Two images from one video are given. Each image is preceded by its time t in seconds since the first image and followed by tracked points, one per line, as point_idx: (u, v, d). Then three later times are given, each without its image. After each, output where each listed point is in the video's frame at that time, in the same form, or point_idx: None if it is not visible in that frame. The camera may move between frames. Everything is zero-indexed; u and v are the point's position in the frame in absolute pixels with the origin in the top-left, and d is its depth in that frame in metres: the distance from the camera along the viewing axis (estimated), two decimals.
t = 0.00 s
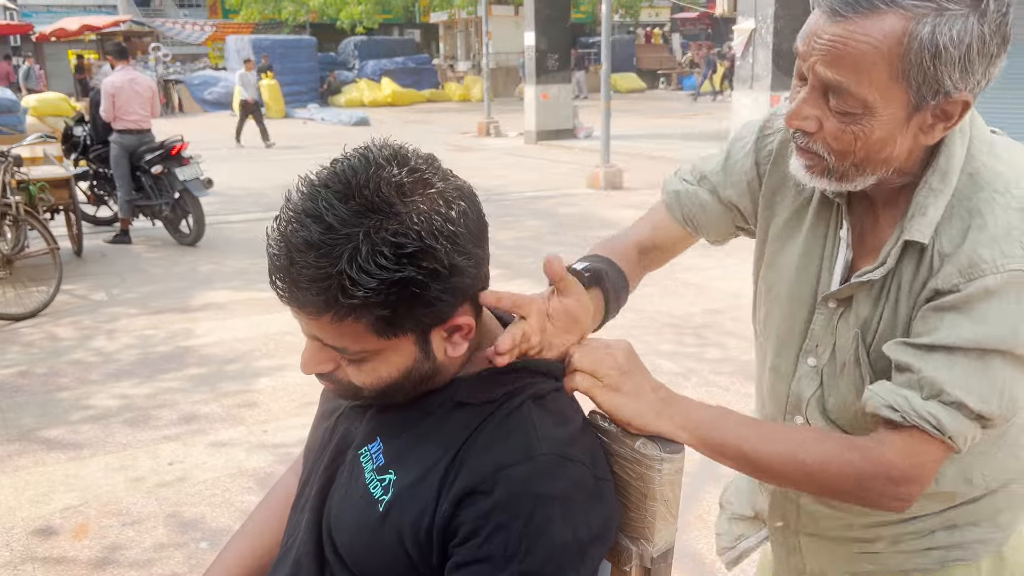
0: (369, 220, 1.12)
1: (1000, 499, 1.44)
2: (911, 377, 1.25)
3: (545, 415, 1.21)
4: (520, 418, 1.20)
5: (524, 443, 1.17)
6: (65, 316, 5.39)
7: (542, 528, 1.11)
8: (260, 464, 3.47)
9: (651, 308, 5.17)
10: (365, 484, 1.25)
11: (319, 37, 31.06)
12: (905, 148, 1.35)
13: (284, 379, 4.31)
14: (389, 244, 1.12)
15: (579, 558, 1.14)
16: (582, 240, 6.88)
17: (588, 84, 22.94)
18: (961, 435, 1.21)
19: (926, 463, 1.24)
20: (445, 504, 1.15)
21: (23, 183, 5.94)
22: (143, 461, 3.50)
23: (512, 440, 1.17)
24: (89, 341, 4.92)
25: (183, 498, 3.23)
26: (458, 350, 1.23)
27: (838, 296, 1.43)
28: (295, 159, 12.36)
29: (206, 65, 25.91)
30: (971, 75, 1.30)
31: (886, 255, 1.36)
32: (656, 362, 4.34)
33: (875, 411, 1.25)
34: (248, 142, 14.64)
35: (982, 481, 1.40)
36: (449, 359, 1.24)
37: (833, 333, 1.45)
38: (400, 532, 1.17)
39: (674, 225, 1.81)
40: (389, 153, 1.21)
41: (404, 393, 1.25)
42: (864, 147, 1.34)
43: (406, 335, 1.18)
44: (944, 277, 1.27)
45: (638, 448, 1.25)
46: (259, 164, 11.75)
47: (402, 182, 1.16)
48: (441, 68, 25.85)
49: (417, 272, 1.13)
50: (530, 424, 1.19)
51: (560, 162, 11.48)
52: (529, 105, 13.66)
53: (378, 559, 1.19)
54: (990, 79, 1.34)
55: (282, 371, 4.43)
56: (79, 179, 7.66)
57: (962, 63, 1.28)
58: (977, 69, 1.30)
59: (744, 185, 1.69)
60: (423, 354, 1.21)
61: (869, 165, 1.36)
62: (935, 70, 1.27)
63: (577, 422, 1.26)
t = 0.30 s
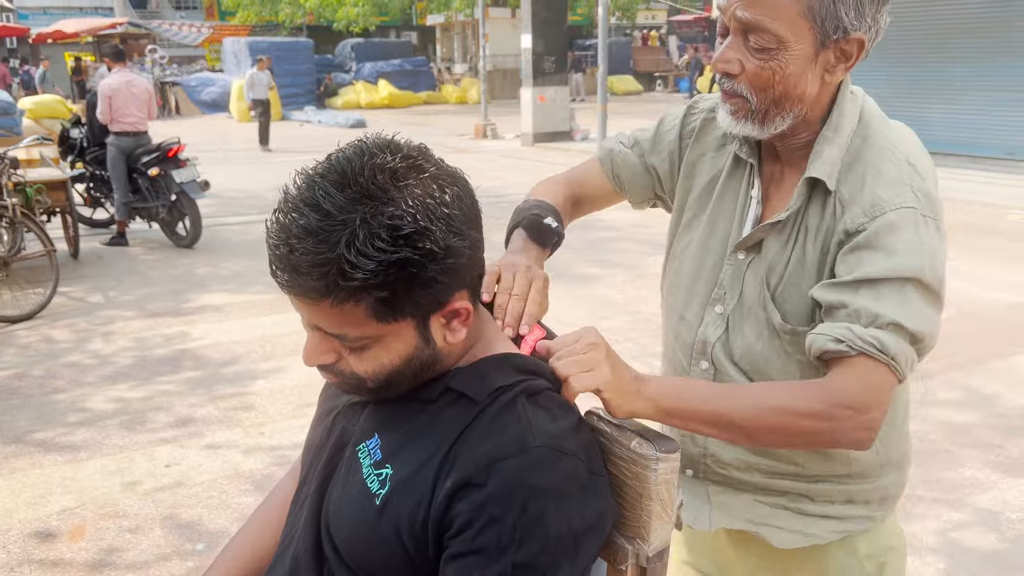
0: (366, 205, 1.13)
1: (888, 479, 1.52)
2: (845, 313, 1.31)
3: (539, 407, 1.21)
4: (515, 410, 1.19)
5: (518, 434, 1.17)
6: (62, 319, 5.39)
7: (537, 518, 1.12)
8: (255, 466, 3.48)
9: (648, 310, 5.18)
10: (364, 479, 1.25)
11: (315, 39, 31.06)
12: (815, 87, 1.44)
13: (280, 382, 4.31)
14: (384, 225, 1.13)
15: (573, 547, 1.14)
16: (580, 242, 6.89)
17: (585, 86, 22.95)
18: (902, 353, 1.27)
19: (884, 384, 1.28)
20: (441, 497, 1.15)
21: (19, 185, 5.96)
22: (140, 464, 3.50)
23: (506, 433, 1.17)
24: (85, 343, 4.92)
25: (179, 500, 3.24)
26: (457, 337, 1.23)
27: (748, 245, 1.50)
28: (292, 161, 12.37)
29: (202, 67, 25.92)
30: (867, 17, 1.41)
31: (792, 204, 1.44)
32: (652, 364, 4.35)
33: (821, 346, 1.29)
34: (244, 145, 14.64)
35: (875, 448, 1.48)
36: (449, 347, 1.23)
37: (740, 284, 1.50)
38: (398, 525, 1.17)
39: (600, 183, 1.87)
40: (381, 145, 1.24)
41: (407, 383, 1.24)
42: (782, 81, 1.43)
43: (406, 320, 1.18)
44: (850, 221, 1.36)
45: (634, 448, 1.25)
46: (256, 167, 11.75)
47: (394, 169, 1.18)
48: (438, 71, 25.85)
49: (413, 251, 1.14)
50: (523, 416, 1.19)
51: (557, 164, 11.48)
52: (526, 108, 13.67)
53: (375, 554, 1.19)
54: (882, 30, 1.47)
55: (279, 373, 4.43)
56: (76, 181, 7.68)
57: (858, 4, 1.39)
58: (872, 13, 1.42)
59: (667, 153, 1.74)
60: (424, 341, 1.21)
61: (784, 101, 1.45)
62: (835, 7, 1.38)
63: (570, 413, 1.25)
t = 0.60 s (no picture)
0: (354, 185, 1.13)
1: (782, 427, 1.58)
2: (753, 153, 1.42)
3: (537, 404, 1.21)
4: (512, 404, 1.20)
5: (515, 427, 1.17)
6: (60, 321, 5.39)
7: (534, 513, 1.11)
8: (253, 469, 3.48)
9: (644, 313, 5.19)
10: (362, 477, 1.24)
11: (314, 41, 31.07)
12: (702, 79, 1.52)
13: (278, 385, 4.32)
14: (367, 200, 1.12)
15: (571, 543, 1.14)
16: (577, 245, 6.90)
17: (583, 89, 22.96)
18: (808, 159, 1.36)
19: (801, 184, 1.33)
20: (440, 492, 1.14)
21: (18, 187, 6.00)
22: (138, 466, 3.51)
23: (504, 428, 1.17)
24: (83, 346, 4.92)
25: (177, 502, 3.24)
26: (448, 325, 1.22)
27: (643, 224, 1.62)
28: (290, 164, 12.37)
29: (201, 69, 25.93)
30: (740, 11, 1.49)
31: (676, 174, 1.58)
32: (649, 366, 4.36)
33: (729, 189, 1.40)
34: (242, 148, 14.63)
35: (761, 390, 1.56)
36: (441, 334, 1.22)
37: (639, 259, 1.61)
38: (397, 520, 1.16)
39: (545, 206, 1.82)
40: (384, 133, 1.24)
41: (398, 373, 1.23)
42: (673, 79, 1.49)
43: (389, 301, 1.17)
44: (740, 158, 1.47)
45: (632, 447, 1.26)
46: (254, 169, 11.76)
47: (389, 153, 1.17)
48: (436, 74, 25.87)
49: (395, 226, 1.13)
50: (520, 412, 1.19)
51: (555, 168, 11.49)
52: (524, 111, 13.70)
53: (374, 550, 1.18)
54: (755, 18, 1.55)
55: (277, 376, 4.44)
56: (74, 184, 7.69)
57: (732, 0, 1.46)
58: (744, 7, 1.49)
59: (590, 159, 1.82)
60: (413, 326, 1.20)
61: (676, 95, 1.52)
62: (712, 6, 1.45)
63: (566, 409, 1.25)
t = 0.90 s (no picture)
0: (340, 150, 1.21)
1: (751, 385, 1.59)
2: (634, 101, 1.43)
3: (530, 400, 1.22)
4: (506, 403, 1.20)
5: (510, 424, 1.17)
6: (60, 323, 5.40)
7: (533, 507, 1.11)
8: (254, 471, 3.48)
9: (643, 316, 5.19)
10: (358, 480, 1.22)
11: (314, 44, 31.09)
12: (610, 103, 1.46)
13: (278, 387, 4.32)
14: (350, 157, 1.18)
15: (570, 540, 1.13)
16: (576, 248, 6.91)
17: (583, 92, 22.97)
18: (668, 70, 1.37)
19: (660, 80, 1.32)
20: (438, 489, 1.13)
21: (18, 190, 5.98)
22: (138, 468, 3.51)
23: (501, 425, 1.17)
24: (82, 348, 4.92)
25: (178, 505, 3.24)
26: (432, 299, 1.22)
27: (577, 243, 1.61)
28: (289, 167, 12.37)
29: (201, 72, 25.95)
30: (627, 27, 1.42)
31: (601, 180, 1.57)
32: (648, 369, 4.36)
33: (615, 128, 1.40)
34: (241, 151, 14.65)
35: (724, 350, 1.56)
36: (425, 307, 1.22)
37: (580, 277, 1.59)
38: (396, 522, 1.15)
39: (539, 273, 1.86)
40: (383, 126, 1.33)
41: (384, 348, 1.21)
42: (579, 112, 1.46)
43: (369, 262, 1.18)
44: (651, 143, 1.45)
45: (634, 450, 1.27)
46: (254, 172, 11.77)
47: (376, 127, 1.25)
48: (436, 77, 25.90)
49: (371, 178, 1.17)
50: (516, 410, 1.19)
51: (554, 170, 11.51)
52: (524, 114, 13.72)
53: (374, 553, 1.16)
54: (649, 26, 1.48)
55: (277, 378, 4.43)
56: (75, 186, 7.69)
57: (615, 20, 1.40)
58: (631, 21, 1.43)
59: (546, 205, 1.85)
60: (396, 295, 1.20)
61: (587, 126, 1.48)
62: (596, 33, 1.39)
63: (564, 407, 1.25)
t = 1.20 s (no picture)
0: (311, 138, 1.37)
1: (750, 387, 1.62)
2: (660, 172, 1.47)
3: (527, 394, 1.21)
4: (504, 398, 1.19)
5: (509, 420, 1.16)
6: (61, 325, 5.40)
7: (531, 504, 1.11)
8: (255, 474, 3.48)
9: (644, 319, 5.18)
10: (358, 481, 1.20)
11: (316, 46, 31.08)
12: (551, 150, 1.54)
13: (279, 390, 4.32)
14: (316, 144, 1.32)
15: (570, 535, 1.14)
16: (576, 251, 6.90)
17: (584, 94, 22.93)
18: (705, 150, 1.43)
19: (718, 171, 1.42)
20: (437, 487, 1.12)
21: (19, 192, 5.95)
22: (140, 471, 3.51)
23: (499, 421, 1.16)
24: (83, 350, 4.92)
25: (179, 508, 3.24)
26: (395, 272, 1.24)
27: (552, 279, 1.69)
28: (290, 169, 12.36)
29: (203, 73, 25.94)
30: (557, 79, 1.49)
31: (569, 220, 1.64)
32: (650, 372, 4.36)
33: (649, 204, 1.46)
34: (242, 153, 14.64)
35: (718, 360, 1.60)
36: (390, 281, 1.24)
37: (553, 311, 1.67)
38: (397, 524, 1.14)
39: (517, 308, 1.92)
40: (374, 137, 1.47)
41: (353, 322, 1.25)
42: (524, 163, 1.52)
43: (330, 231, 1.25)
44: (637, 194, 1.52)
45: (637, 457, 1.26)
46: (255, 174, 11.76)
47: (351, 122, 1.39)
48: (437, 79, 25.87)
49: (335, 159, 1.29)
50: (513, 404, 1.19)
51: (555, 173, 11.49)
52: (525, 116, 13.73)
53: (374, 554, 1.15)
54: (578, 69, 1.55)
55: (277, 381, 4.44)
56: (77, 188, 7.68)
57: (546, 75, 1.46)
58: (561, 70, 1.49)
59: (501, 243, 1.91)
60: (359, 267, 1.24)
61: (534, 176, 1.55)
62: (530, 94, 1.45)
63: (563, 405, 1.25)
